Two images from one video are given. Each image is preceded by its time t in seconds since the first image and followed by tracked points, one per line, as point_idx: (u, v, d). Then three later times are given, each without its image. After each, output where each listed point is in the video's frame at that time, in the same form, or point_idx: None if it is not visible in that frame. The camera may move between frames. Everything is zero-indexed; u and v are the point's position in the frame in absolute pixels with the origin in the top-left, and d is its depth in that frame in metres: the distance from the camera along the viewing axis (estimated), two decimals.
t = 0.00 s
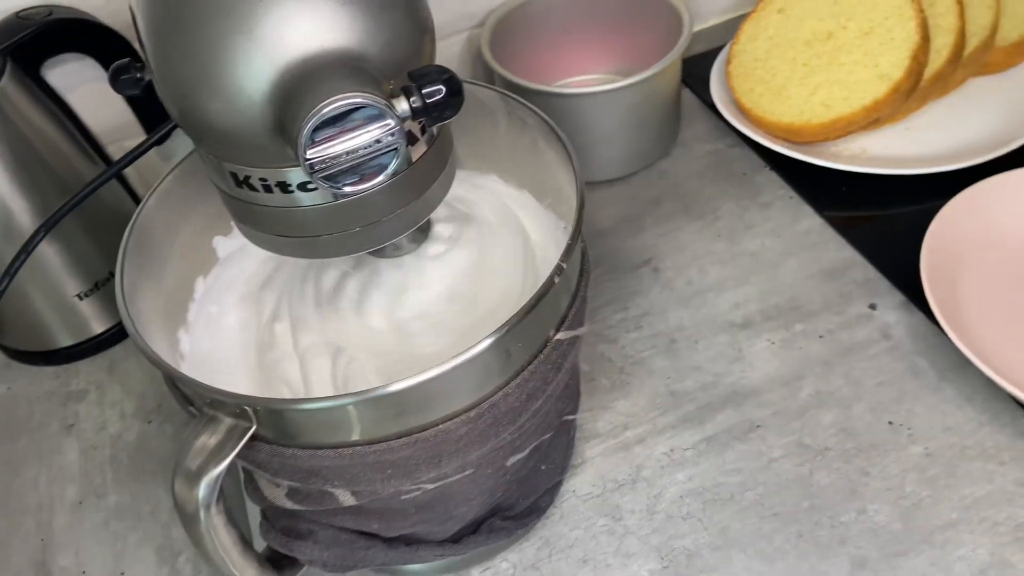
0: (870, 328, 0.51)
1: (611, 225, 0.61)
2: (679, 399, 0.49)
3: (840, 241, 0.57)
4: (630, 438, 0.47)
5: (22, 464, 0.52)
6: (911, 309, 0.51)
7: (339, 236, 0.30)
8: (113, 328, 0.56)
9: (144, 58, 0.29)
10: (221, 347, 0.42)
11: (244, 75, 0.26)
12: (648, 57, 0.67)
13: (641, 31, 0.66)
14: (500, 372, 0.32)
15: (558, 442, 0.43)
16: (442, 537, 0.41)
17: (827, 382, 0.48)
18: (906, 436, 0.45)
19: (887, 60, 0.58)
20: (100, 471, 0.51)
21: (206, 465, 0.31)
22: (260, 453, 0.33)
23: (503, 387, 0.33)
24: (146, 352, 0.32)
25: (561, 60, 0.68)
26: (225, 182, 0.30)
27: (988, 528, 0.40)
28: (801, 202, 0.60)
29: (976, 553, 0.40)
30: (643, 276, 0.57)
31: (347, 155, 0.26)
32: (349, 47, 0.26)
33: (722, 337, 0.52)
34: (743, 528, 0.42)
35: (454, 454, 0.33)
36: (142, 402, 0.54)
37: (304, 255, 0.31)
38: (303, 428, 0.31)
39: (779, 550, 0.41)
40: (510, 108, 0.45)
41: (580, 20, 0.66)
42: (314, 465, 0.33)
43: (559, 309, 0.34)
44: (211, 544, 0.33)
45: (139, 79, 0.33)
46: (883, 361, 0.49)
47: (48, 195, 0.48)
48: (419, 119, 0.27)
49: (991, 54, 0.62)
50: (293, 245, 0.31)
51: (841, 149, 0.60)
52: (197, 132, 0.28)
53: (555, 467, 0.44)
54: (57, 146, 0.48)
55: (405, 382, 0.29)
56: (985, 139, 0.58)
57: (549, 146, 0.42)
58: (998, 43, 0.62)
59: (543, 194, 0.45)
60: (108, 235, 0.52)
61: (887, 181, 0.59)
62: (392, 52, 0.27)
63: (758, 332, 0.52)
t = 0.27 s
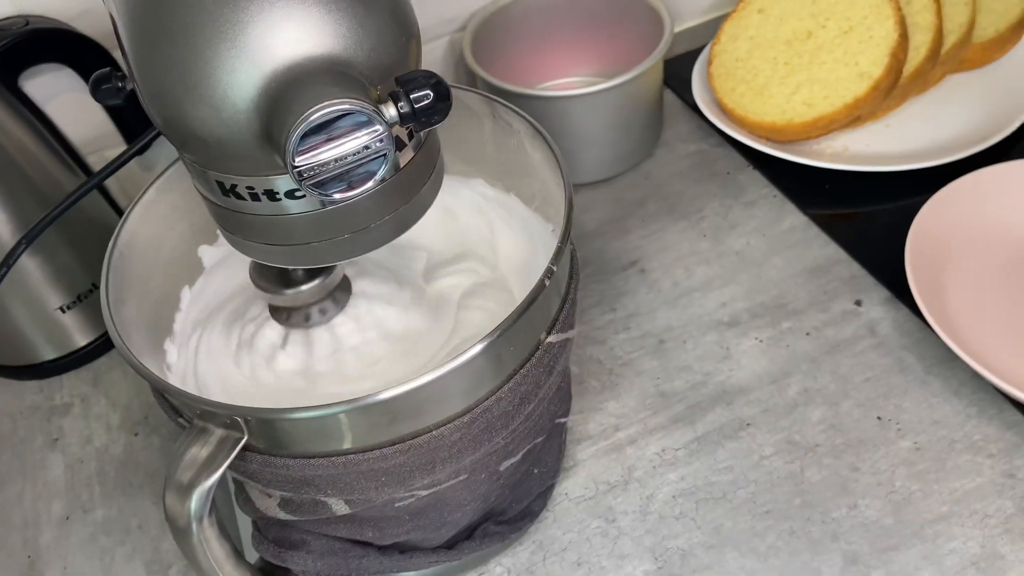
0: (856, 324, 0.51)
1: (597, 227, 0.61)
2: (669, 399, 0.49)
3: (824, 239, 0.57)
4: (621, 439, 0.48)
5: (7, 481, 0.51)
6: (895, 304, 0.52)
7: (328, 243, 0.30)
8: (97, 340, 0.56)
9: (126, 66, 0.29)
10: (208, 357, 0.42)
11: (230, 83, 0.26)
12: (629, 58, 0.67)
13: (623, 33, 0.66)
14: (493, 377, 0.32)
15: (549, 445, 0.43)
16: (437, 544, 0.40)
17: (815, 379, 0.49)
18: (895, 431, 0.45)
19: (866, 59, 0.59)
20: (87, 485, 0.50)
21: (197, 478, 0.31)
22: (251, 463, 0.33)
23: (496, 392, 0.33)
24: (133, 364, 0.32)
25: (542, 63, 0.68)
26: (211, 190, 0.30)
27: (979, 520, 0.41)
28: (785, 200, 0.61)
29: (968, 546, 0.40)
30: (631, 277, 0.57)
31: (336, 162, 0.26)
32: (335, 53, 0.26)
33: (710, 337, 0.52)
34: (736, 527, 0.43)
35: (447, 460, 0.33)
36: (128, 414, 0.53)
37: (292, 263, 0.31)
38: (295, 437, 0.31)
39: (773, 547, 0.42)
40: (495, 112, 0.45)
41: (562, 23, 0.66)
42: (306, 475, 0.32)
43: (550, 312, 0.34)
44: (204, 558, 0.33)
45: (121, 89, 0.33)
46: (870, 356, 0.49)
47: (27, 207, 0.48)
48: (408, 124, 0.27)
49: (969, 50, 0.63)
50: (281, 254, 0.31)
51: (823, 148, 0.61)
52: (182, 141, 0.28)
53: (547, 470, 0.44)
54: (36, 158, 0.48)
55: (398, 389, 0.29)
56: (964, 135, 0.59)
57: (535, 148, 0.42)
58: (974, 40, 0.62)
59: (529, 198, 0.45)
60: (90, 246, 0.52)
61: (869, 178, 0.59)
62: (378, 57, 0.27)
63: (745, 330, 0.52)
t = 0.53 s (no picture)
0: (847, 328, 0.51)
1: (588, 231, 0.61)
2: (661, 405, 0.49)
3: (814, 242, 0.57)
4: (614, 446, 0.47)
5: None
6: (886, 307, 0.52)
7: (316, 255, 0.30)
8: (82, 350, 0.55)
9: (108, 76, 0.28)
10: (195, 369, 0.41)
11: (214, 94, 0.25)
12: (618, 62, 0.67)
13: (612, 36, 0.66)
14: (485, 388, 0.32)
15: (542, 454, 0.43)
16: (429, 555, 0.40)
17: (807, 383, 0.49)
18: (887, 435, 0.45)
19: (854, 62, 0.59)
20: (73, 498, 0.49)
21: (185, 493, 0.30)
22: (240, 477, 0.32)
23: (488, 402, 0.32)
24: (117, 377, 0.31)
25: (531, 67, 0.68)
26: (195, 201, 0.30)
27: (972, 523, 0.41)
28: (774, 203, 0.61)
29: (961, 550, 0.40)
30: (621, 282, 0.57)
31: (324, 173, 0.26)
32: (321, 62, 0.26)
33: (701, 341, 0.52)
34: (730, 533, 0.42)
35: (439, 471, 0.33)
36: (115, 425, 0.53)
37: (279, 274, 0.31)
38: (284, 452, 0.30)
39: (767, 553, 0.41)
40: (484, 118, 0.44)
41: (551, 27, 0.66)
42: (296, 488, 0.32)
43: (542, 321, 0.34)
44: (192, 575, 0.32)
45: (103, 98, 0.33)
46: (861, 360, 0.49)
47: (10, 217, 0.47)
48: (396, 134, 0.27)
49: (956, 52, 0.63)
50: (268, 265, 0.30)
51: (813, 150, 0.61)
52: (166, 153, 0.28)
53: (539, 478, 0.43)
54: (19, 167, 0.47)
55: (388, 402, 0.28)
56: (952, 137, 0.59)
57: (524, 154, 0.42)
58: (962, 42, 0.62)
59: (520, 205, 0.45)
60: (75, 256, 0.51)
61: (858, 180, 0.60)
62: (364, 66, 0.27)
63: (736, 334, 0.52)
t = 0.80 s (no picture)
0: (840, 326, 0.51)
1: (582, 231, 0.61)
2: (656, 403, 0.49)
3: (808, 241, 0.57)
4: (609, 445, 0.47)
5: None
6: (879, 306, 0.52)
7: (311, 254, 0.30)
8: (76, 352, 0.55)
9: (102, 75, 0.28)
10: (189, 369, 0.41)
11: (209, 94, 0.25)
12: (612, 62, 0.67)
13: (605, 37, 0.66)
14: (480, 387, 0.32)
15: (537, 453, 0.43)
16: (424, 554, 0.40)
17: (800, 381, 0.49)
18: (881, 433, 0.46)
19: (847, 61, 0.59)
20: (67, 500, 0.49)
21: (180, 493, 0.30)
22: (236, 478, 0.32)
23: (484, 401, 0.33)
24: (112, 378, 0.31)
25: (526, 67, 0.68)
26: (190, 201, 0.30)
27: (965, 520, 0.41)
28: (768, 202, 0.61)
29: (954, 547, 0.40)
30: (616, 281, 0.57)
31: (319, 173, 0.26)
32: (316, 62, 0.26)
33: (696, 340, 0.52)
34: (725, 531, 0.43)
35: (435, 471, 0.33)
36: (109, 426, 0.53)
37: (275, 274, 0.31)
38: (280, 452, 0.30)
39: (761, 551, 0.42)
40: (478, 119, 0.45)
41: (545, 27, 0.66)
42: (292, 488, 0.32)
43: (537, 320, 0.34)
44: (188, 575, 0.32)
45: (98, 98, 0.32)
46: (855, 359, 0.49)
47: (3, 218, 0.47)
48: (391, 133, 0.27)
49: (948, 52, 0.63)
50: (263, 265, 0.30)
51: (806, 150, 0.61)
52: (160, 153, 0.28)
53: (535, 477, 0.44)
54: (12, 168, 0.47)
55: (383, 402, 0.28)
56: (945, 136, 0.59)
57: (519, 154, 0.42)
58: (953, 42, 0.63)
59: (516, 205, 0.45)
60: (69, 257, 0.51)
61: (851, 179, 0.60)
62: (359, 66, 0.27)
63: (730, 333, 0.52)
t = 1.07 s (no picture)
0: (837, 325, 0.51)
1: (579, 231, 0.61)
2: (653, 403, 0.49)
3: (805, 240, 0.57)
4: (606, 444, 0.48)
5: None
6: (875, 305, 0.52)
7: (307, 254, 0.30)
8: (73, 352, 0.55)
9: (99, 75, 0.28)
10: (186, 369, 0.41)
11: (205, 94, 0.25)
12: (609, 62, 0.67)
13: (602, 37, 0.66)
14: (477, 387, 0.32)
15: (534, 453, 0.43)
16: (422, 554, 0.40)
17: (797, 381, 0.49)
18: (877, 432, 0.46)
19: (844, 61, 0.59)
20: (65, 500, 0.49)
21: (177, 493, 0.30)
22: (233, 477, 0.32)
23: (481, 400, 0.33)
24: (109, 377, 0.31)
25: (523, 68, 0.68)
26: (187, 201, 0.30)
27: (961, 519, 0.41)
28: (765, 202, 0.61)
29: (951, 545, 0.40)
30: (613, 281, 0.57)
31: (315, 172, 0.26)
32: (312, 62, 0.26)
33: (693, 340, 0.52)
34: (721, 531, 0.43)
35: (431, 470, 0.33)
36: (107, 427, 0.53)
37: (272, 274, 0.31)
38: (277, 451, 0.30)
39: (758, 550, 0.42)
40: (474, 119, 0.45)
41: (542, 27, 0.66)
42: (289, 488, 0.32)
43: (534, 319, 0.34)
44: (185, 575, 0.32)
45: (94, 98, 0.32)
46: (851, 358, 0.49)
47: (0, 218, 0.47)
48: (387, 132, 0.27)
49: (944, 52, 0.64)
50: (260, 265, 0.30)
51: (802, 149, 0.61)
52: (157, 152, 0.28)
53: (532, 477, 0.44)
54: (9, 168, 0.47)
55: (380, 401, 0.28)
56: (941, 136, 0.59)
57: (516, 154, 0.42)
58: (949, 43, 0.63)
59: (512, 205, 0.45)
60: (66, 257, 0.51)
61: (847, 179, 0.60)
62: (356, 66, 0.27)
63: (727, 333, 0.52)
